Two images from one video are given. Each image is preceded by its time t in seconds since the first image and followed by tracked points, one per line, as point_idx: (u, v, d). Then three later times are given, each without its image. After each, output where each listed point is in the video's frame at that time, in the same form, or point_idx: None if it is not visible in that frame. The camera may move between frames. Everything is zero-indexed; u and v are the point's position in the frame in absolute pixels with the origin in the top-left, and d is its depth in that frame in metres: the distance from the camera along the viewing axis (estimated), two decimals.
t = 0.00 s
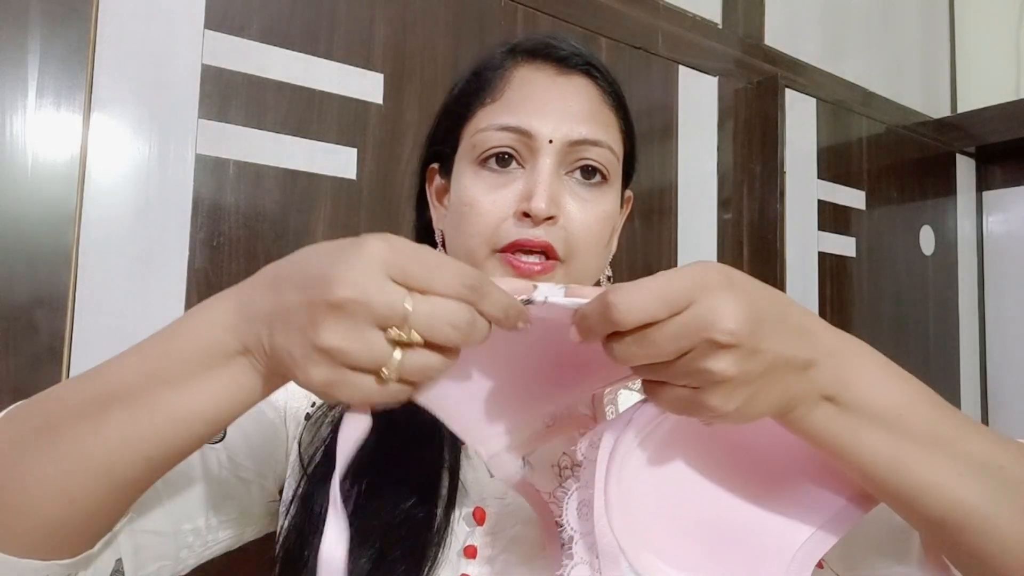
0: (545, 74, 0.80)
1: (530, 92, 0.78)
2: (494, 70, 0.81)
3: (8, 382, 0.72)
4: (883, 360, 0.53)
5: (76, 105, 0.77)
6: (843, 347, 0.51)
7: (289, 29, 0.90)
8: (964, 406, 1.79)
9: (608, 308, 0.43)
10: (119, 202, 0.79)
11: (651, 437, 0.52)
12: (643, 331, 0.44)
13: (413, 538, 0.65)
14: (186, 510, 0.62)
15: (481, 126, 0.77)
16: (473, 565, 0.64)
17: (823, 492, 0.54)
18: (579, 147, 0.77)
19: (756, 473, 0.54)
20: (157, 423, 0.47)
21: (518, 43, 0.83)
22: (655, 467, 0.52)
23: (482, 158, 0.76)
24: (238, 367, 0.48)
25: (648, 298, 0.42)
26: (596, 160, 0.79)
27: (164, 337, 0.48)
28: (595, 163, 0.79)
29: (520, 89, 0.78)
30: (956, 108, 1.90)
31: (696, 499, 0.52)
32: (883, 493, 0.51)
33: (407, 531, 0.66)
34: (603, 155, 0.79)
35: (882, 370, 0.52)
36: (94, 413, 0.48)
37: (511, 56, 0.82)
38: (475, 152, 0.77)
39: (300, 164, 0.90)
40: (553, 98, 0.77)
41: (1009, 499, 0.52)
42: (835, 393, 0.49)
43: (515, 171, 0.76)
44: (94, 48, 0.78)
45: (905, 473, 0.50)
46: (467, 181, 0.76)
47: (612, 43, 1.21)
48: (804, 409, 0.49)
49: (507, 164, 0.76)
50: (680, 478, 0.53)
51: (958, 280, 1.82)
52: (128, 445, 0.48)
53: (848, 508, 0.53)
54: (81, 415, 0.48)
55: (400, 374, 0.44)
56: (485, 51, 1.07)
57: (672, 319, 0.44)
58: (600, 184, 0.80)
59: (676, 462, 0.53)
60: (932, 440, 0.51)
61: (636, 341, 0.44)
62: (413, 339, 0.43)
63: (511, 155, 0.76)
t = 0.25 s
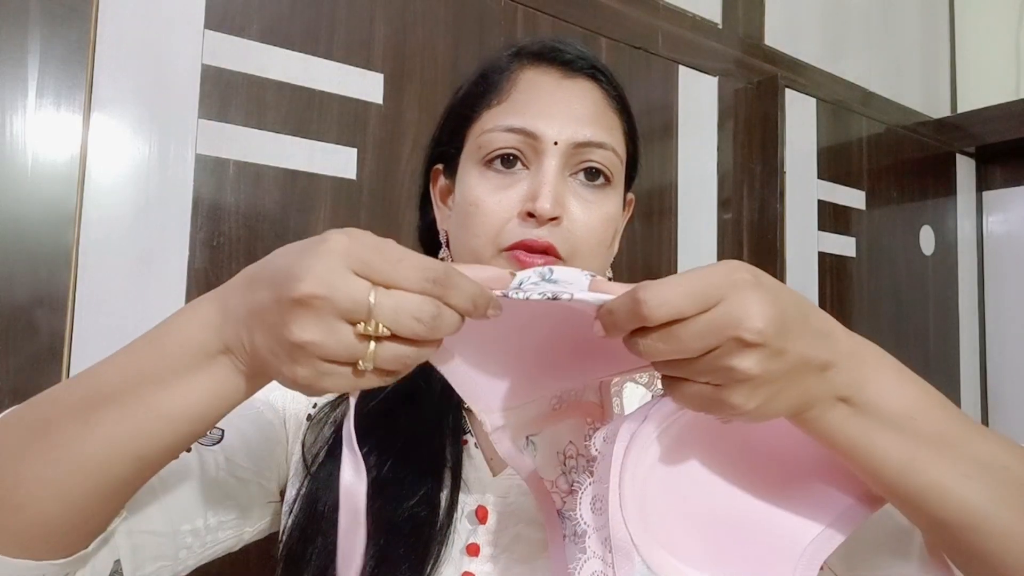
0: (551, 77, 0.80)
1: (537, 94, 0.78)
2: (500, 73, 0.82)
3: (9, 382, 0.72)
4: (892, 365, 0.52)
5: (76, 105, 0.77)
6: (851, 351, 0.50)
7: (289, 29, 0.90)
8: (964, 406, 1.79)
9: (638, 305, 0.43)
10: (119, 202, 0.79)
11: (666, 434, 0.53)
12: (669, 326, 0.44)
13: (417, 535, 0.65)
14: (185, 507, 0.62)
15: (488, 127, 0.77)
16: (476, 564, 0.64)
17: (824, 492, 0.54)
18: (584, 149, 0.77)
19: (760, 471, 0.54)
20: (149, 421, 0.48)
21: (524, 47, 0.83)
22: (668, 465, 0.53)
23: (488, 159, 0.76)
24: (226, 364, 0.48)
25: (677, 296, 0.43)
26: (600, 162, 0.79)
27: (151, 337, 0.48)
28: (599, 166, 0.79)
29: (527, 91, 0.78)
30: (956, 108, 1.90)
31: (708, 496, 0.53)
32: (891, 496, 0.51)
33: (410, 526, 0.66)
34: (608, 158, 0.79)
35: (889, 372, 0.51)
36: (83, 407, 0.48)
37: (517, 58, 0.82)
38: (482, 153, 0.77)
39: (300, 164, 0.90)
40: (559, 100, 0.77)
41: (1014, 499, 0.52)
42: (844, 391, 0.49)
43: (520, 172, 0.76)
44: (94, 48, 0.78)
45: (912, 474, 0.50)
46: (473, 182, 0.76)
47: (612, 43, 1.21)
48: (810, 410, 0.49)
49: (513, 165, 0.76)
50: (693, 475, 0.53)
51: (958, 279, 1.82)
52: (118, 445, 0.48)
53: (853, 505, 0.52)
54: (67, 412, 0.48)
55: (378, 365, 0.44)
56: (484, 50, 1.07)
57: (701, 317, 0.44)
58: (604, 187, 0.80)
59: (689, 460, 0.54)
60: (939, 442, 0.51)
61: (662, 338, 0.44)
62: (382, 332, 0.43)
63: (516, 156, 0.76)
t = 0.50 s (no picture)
0: (551, 79, 0.80)
1: (538, 95, 0.78)
2: (501, 74, 0.81)
3: (9, 382, 0.72)
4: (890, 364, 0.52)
5: (76, 105, 0.77)
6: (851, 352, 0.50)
7: (289, 29, 0.90)
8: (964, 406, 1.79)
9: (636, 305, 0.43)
10: (119, 202, 0.79)
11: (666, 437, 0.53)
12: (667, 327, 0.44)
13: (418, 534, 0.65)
14: (187, 509, 0.62)
15: (489, 128, 0.77)
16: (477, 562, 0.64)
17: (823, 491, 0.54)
18: (585, 150, 0.77)
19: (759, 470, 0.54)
20: (144, 432, 0.48)
21: (524, 49, 0.83)
22: (668, 465, 0.53)
23: (489, 160, 0.76)
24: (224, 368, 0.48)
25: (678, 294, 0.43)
26: (601, 162, 0.79)
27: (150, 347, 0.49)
28: (599, 166, 0.79)
29: (528, 92, 0.78)
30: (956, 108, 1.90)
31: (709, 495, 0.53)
32: (890, 497, 0.52)
33: (411, 524, 0.66)
34: (609, 158, 0.79)
35: (889, 373, 0.51)
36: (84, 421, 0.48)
37: (518, 60, 0.82)
38: (482, 155, 0.77)
39: (300, 164, 0.90)
40: (559, 102, 0.77)
41: (1011, 502, 0.52)
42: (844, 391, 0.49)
43: (521, 172, 0.76)
44: (94, 48, 0.78)
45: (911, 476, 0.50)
46: (473, 183, 0.76)
47: (612, 43, 1.21)
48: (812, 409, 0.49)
49: (513, 166, 0.76)
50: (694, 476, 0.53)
51: (958, 280, 1.82)
52: (117, 448, 0.48)
53: (853, 505, 0.53)
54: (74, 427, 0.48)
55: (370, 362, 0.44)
56: (484, 50, 1.07)
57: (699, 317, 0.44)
58: (604, 187, 0.80)
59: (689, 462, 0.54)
60: (939, 446, 0.51)
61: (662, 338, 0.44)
62: (372, 327, 0.43)
63: (516, 157, 0.76)
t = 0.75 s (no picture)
0: (549, 80, 0.81)
1: (538, 96, 0.78)
2: (501, 76, 0.82)
3: (9, 383, 0.72)
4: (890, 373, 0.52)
5: (76, 105, 0.77)
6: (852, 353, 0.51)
7: (289, 29, 0.90)
8: (964, 405, 1.79)
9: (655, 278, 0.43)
10: (119, 202, 0.79)
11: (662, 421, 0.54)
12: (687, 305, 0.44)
13: (419, 532, 0.68)
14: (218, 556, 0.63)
15: (489, 129, 0.78)
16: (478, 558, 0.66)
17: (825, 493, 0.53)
18: (582, 149, 0.77)
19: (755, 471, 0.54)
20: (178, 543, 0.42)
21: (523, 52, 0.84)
22: (672, 449, 0.54)
23: (489, 161, 0.77)
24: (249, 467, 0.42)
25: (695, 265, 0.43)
26: (599, 162, 0.79)
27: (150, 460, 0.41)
28: (598, 167, 0.79)
29: (527, 94, 0.79)
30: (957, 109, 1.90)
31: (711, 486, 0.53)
32: (887, 506, 0.52)
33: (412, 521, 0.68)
34: (607, 157, 0.79)
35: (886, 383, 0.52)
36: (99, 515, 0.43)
37: (517, 63, 0.83)
38: (482, 156, 0.78)
39: (300, 164, 0.90)
40: (558, 104, 0.78)
41: (1001, 512, 0.52)
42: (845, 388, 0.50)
43: (520, 172, 0.76)
44: (94, 48, 0.78)
45: (901, 486, 0.50)
46: (473, 183, 0.76)
47: (612, 43, 1.21)
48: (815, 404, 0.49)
49: (513, 165, 0.76)
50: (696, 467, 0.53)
51: (958, 280, 1.82)
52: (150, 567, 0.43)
53: (854, 506, 0.53)
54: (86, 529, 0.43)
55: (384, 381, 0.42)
56: (484, 50, 1.06)
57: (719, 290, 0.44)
58: (603, 187, 0.79)
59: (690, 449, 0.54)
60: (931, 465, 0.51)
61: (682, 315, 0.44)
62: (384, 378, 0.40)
63: (516, 157, 0.76)
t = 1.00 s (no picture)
0: (543, 87, 0.80)
1: (530, 107, 0.77)
2: (496, 86, 0.82)
3: (9, 383, 0.72)
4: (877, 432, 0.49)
5: (76, 105, 0.76)
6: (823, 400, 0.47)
7: (289, 29, 0.90)
8: (964, 405, 1.80)
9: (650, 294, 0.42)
10: (119, 202, 0.79)
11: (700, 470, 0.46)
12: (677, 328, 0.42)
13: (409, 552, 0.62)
14: None
15: (482, 139, 0.77)
16: None
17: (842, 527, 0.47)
18: (575, 157, 0.75)
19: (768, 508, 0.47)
20: None
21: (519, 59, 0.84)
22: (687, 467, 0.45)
23: (485, 169, 0.76)
24: (323, 552, 0.43)
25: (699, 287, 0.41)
26: (592, 170, 0.76)
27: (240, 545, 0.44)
28: (593, 174, 0.76)
29: (519, 101, 0.79)
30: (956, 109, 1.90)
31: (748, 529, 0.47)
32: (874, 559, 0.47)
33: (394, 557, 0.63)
34: (597, 165, 0.77)
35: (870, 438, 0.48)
36: None
37: (512, 70, 0.83)
38: (479, 164, 0.76)
39: (300, 164, 0.90)
40: (547, 111, 0.77)
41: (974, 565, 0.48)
42: (836, 423, 0.47)
43: (513, 181, 0.75)
44: (94, 48, 0.78)
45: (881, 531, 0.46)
46: (470, 190, 0.76)
47: (612, 43, 1.21)
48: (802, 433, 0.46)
49: (508, 177, 0.75)
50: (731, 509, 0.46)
51: (957, 280, 1.82)
52: None
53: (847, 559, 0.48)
54: None
55: (431, 518, 0.35)
56: (484, 51, 1.07)
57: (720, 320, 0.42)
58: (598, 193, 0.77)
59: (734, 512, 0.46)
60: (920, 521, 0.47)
61: (681, 339, 0.42)
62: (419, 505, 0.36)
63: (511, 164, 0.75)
